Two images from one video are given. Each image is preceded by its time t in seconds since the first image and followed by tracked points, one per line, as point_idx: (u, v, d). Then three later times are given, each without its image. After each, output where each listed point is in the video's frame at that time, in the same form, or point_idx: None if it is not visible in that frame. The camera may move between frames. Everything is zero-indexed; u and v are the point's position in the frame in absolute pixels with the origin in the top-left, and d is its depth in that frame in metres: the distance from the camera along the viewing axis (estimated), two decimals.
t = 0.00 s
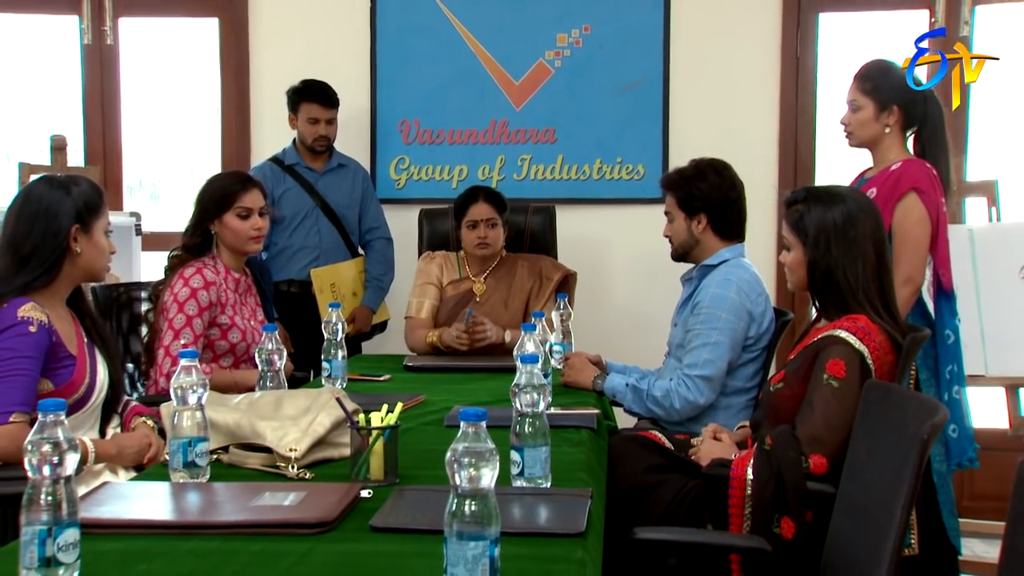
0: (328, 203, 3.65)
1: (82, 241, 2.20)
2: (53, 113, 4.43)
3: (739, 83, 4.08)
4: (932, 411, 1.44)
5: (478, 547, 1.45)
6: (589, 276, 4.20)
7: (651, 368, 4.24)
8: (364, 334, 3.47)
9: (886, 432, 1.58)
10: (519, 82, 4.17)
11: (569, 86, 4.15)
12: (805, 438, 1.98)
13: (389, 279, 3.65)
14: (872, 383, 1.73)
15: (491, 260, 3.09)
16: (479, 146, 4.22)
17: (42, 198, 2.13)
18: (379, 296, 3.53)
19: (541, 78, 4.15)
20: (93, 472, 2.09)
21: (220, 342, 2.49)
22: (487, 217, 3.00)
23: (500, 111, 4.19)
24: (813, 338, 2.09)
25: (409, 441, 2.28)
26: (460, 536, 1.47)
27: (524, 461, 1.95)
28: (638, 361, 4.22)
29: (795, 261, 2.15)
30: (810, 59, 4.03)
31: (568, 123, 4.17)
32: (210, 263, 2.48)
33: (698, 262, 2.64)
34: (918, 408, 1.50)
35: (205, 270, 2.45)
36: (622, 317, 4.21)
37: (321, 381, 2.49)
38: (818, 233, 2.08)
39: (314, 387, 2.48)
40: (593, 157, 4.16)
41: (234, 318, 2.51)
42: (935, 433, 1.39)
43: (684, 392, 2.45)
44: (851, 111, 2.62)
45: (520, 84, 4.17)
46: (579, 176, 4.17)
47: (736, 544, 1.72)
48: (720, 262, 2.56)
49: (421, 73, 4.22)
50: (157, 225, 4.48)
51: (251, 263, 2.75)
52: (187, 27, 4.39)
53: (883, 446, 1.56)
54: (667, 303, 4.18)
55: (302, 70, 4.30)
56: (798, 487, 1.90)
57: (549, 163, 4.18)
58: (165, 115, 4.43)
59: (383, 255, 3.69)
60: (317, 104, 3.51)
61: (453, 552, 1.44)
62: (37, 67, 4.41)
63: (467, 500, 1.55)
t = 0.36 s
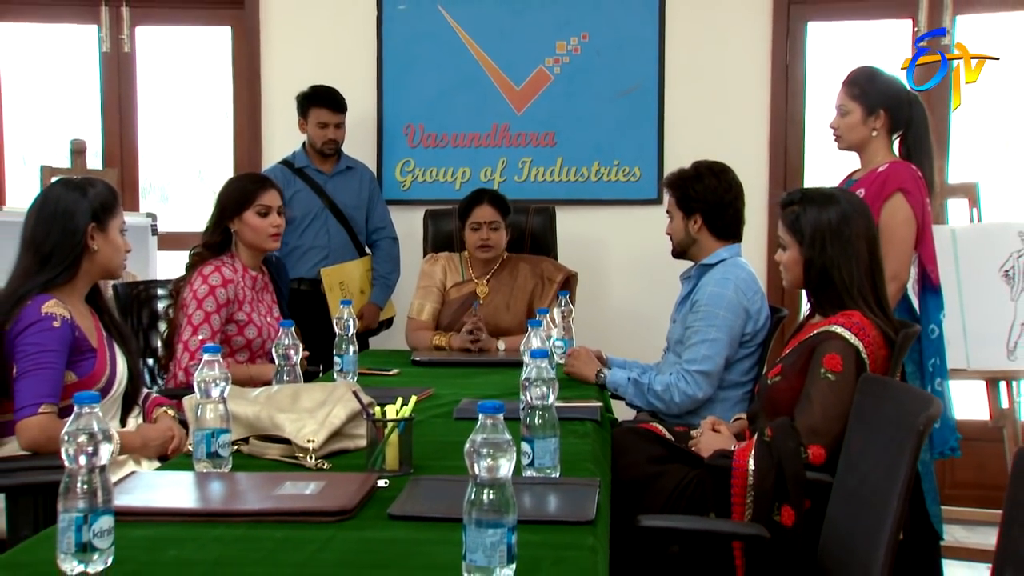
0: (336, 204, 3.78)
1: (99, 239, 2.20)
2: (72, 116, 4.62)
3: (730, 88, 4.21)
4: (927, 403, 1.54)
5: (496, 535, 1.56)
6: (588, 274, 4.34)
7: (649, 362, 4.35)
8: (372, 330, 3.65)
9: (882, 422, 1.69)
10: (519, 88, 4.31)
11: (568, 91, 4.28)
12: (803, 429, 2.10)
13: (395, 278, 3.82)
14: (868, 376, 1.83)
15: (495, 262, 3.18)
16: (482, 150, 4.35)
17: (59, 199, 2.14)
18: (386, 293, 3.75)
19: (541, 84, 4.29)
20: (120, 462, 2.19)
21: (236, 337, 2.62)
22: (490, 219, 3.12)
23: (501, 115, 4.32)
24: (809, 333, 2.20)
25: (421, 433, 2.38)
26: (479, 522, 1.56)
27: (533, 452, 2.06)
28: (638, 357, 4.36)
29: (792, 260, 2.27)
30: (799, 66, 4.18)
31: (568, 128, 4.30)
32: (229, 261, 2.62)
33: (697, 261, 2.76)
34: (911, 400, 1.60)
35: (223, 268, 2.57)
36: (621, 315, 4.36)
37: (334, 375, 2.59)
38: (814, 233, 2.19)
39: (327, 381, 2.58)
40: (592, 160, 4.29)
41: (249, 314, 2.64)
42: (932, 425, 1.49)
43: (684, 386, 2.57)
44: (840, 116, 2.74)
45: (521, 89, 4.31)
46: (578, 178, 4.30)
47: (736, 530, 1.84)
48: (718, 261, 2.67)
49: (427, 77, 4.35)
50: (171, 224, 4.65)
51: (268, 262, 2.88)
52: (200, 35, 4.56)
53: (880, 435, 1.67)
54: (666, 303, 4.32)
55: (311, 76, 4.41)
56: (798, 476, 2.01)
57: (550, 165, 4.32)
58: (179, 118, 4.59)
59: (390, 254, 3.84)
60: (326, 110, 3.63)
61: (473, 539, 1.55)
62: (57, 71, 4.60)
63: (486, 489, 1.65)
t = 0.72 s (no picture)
0: (344, 205, 3.96)
1: (118, 240, 2.25)
2: (87, 120, 4.78)
3: (723, 93, 4.41)
4: (922, 398, 1.63)
5: (512, 525, 1.65)
6: (587, 274, 4.53)
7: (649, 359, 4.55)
8: (379, 329, 3.75)
9: (879, 415, 1.79)
10: (520, 93, 4.50)
11: (568, 95, 4.47)
12: (804, 423, 2.21)
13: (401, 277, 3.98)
14: (866, 371, 1.93)
15: (495, 263, 3.26)
16: (484, 153, 4.53)
17: (79, 202, 2.19)
18: (392, 292, 3.85)
19: (541, 89, 4.48)
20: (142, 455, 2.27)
21: (250, 333, 2.73)
22: (489, 224, 3.17)
23: (501, 120, 4.51)
24: (807, 330, 2.31)
25: (431, 426, 2.47)
26: (494, 513, 1.66)
27: (542, 445, 2.15)
28: (637, 353, 4.54)
29: (789, 259, 2.37)
30: (790, 71, 4.36)
31: (566, 131, 4.49)
32: (244, 260, 2.73)
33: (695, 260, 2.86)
34: (908, 395, 1.70)
35: (238, 266, 2.69)
36: (619, 312, 4.54)
37: (344, 371, 2.68)
38: (810, 233, 2.30)
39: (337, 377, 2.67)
40: (590, 162, 4.48)
41: (263, 312, 2.75)
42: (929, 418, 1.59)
43: (683, 382, 2.67)
44: (831, 121, 2.84)
45: (521, 94, 4.50)
46: (576, 180, 4.49)
47: (737, 521, 1.95)
48: (715, 261, 2.77)
49: (430, 84, 4.53)
50: (184, 226, 4.81)
51: (280, 261, 3.01)
52: (210, 43, 4.70)
53: (877, 430, 1.77)
54: (664, 304, 4.51)
55: (319, 83, 4.58)
56: (800, 468, 2.12)
57: (549, 168, 4.50)
58: (188, 123, 4.74)
59: (395, 254, 4.01)
60: (333, 113, 3.77)
61: (490, 529, 1.66)
62: (73, 77, 4.76)
63: (501, 481, 1.74)
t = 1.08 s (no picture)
0: (350, 207, 4.06)
1: (138, 241, 2.35)
2: (98, 126, 4.84)
3: (715, 98, 4.55)
4: (916, 391, 1.73)
5: (526, 516, 1.74)
6: (585, 274, 4.66)
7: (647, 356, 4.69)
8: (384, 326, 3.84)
9: (876, 408, 1.88)
10: (518, 98, 4.63)
11: (566, 100, 4.60)
12: (800, 417, 2.31)
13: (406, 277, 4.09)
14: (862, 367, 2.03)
15: (496, 262, 3.35)
16: (484, 156, 4.66)
17: (100, 205, 2.28)
18: (396, 290, 3.98)
19: (539, 95, 4.61)
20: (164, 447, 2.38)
21: (261, 330, 2.83)
22: (490, 224, 3.25)
23: (501, 124, 4.64)
24: (803, 328, 2.41)
25: (440, 420, 2.55)
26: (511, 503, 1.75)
27: (550, 439, 2.23)
28: (633, 348, 4.67)
29: (784, 259, 2.47)
30: (780, 77, 4.52)
31: (562, 137, 4.63)
32: (256, 260, 2.83)
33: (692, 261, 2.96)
34: (903, 388, 1.79)
35: (248, 266, 2.78)
36: (615, 309, 4.67)
37: (351, 368, 2.77)
38: (805, 234, 2.40)
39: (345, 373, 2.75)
40: (587, 166, 4.61)
41: (273, 310, 2.84)
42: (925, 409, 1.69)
43: (680, 379, 2.76)
44: (824, 125, 2.95)
45: (520, 99, 4.62)
46: (573, 182, 4.62)
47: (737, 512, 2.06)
48: (711, 261, 2.87)
49: (432, 90, 4.66)
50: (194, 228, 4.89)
51: (288, 261, 3.11)
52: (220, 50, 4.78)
53: (874, 422, 1.86)
54: (661, 303, 4.64)
55: (326, 89, 4.71)
56: (796, 461, 2.22)
57: (547, 170, 4.63)
58: (197, 129, 4.82)
59: (400, 254, 4.12)
60: (338, 117, 3.89)
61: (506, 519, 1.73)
62: (84, 84, 4.81)
63: (517, 474, 1.81)
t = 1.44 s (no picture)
0: (356, 209, 4.22)
1: (158, 242, 2.46)
2: (111, 130, 5.05)
3: (709, 103, 4.71)
4: (913, 389, 1.82)
5: (540, 508, 1.84)
6: (582, 274, 4.82)
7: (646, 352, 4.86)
8: (389, 324, 4.00)
9: (873, 405, 1.98)
10: (518, 102, 4.78)
11: (563, 105, 4.76)
12: (796, 412, 2.41)
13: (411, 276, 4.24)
14: (859, 364, 2.13)
15: (498, 262, 3.45)
16: (484, 159, 4.81)
17: (122, 206, 2.39)
18: (402, 289, 4.10)
19: (538, 100, 4.76)
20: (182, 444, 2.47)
21: (271, 329, 2.91)
22: (492, 225, 3.35)
23: (501, 128, 4.79)
24: (799, 325, 2.52)
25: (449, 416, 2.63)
26: (524, 495, 1.83)
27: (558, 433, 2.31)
28: (636, 345, 4.85)
29: (781, 259, 2.58)
30: (771, 83, 4.69)
31: (560, 140, 4.78)
32: (268, 262, 2.92)
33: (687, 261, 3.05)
34: (901, 385, 1.89)
35: (258, 268, 2.85)
36: (611, 307, 4.83)
37: (358, 364, 2.85)
38: (801, 234, 2.51)
39: (353, 369, 2.83)
40: (583, 168, 4.76)
41: (282, 310, 2.92)
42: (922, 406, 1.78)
43: (678, 375, 2.86)
44: (817, 129, 3.06)
45: (520, 104, 4.78)
46: (571, 185, 4.78)
47: (735, 503, 2.16)
48: (706, 261, 2.97)
49: (434, 95, 4.81)
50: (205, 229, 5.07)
51: (295, 262, 3.20)
52: (228, 57, 4.97)
53: (871, 418, 1.96)
54: (656, 302, 4.81)
55: (333, 94, 4.86)
56: (792, 455, 2.32)
57: (546, 173, 4.78)
58: (206, 133, 5.02)
59: (405, 255, 4.27)
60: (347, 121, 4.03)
61: (519, 512, 1.82)
62: (96, 89, 5.01)
63: (530, 466, 1.90)
